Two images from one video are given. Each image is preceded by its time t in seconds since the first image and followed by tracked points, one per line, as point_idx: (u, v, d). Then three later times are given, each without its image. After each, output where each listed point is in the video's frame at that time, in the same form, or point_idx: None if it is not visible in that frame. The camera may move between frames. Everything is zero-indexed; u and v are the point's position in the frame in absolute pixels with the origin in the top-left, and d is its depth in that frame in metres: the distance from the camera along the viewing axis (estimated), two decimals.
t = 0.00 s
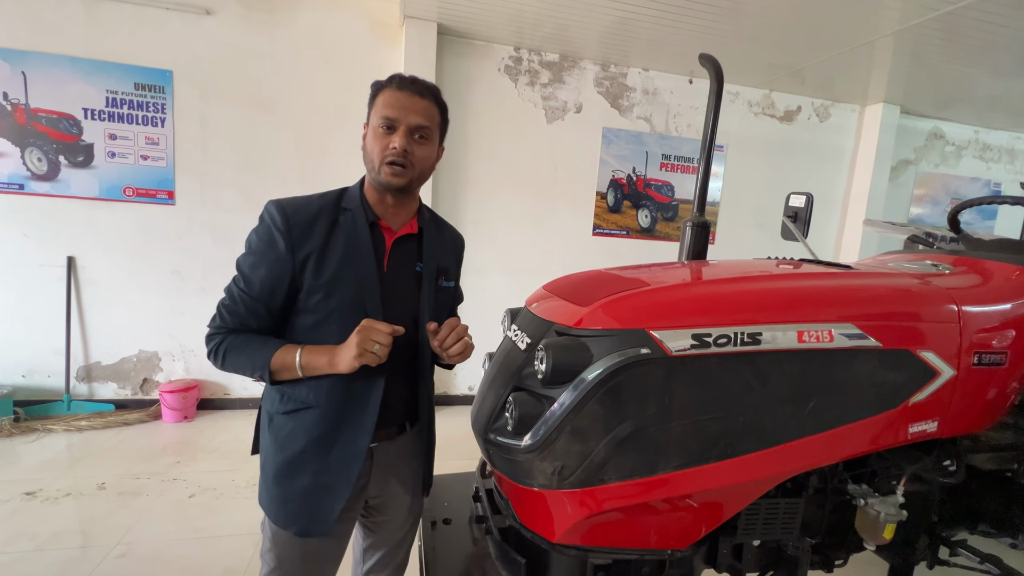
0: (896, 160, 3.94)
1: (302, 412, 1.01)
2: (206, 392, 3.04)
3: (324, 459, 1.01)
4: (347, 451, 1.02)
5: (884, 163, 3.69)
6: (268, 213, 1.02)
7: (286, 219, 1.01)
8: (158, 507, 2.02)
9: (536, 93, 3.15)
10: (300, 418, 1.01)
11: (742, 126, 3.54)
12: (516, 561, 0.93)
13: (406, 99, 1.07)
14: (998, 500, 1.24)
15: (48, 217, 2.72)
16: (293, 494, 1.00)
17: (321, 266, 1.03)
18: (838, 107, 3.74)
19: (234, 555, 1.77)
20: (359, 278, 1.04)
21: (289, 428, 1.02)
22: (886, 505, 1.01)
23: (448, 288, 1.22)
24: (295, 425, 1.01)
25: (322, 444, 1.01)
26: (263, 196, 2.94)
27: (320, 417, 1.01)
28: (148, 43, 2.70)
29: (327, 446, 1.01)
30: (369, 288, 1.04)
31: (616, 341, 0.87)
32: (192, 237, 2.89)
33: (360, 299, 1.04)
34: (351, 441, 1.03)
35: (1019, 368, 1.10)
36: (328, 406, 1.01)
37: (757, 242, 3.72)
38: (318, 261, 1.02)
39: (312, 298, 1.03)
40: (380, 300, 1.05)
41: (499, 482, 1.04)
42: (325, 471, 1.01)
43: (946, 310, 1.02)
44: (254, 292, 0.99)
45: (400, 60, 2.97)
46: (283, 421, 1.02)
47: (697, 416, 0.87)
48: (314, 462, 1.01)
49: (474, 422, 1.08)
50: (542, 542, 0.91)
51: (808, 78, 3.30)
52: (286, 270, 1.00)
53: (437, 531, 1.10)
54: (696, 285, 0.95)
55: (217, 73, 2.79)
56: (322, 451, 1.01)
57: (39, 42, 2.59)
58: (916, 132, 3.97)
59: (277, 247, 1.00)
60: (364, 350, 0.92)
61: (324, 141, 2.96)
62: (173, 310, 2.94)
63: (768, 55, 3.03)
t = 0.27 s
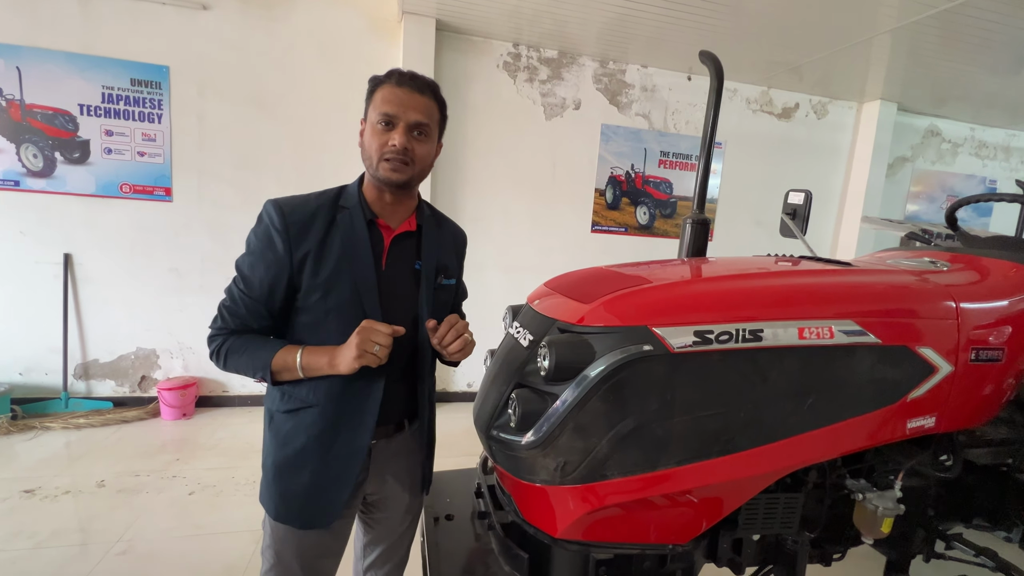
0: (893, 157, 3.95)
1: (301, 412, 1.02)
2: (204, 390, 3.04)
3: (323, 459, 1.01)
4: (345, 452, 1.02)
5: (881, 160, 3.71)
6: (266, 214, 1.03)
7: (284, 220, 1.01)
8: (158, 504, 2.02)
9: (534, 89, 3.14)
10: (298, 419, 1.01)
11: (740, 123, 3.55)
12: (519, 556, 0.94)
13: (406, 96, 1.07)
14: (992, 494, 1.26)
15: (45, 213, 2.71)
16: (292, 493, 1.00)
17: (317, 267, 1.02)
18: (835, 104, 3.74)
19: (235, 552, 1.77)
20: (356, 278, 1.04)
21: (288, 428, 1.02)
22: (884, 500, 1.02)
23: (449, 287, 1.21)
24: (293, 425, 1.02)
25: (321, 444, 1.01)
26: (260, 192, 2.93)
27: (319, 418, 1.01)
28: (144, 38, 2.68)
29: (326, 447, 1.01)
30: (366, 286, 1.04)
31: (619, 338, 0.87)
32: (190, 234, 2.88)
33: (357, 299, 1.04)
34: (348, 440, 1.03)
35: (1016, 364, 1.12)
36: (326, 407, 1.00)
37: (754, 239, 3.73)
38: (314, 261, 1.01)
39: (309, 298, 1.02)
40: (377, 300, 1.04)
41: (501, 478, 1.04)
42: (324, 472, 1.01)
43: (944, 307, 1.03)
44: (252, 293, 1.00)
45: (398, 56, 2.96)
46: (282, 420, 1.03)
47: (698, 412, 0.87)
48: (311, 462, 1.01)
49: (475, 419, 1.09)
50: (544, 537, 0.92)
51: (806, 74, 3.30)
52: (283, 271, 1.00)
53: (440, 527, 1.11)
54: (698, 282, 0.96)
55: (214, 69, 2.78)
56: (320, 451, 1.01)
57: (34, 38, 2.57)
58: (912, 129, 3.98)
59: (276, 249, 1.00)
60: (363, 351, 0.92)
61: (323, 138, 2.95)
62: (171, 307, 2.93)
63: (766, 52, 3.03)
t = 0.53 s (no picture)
0: (891, 154, 3.96)
1: (304, 416, 1.01)
2: (204, 387, 3.03)
3: (328, 462, 1.01)
4: (352, 452, 1.03)
5: (880, 157, 3.72)
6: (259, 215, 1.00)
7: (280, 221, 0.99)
8: (159, 502, 2.02)
9: (534, 86, 3.14)
10: (301, 423, 1.01)
11: (739, 120, 3.55)
12: (523, 552, 0.94)
13: (400, 90, 1.06)
14: (991, 488, 1.27)
15: (42, 211, 2.69)
16: (299, 498, 1.00)
17: (318, 268, 1.02)
18: (834, 101, 3.75)
19: (237, 550, 1.77)
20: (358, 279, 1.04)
21: (291, 432, 1.01)
22: (885, 495, 1.02)
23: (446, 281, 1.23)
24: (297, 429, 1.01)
25: (326, 446, 1.01)
26: (259, 190, 2.92)
27: (323, 420, 1.00)
28: (141, 34, 2.66)
29: (331, 449, 1.01)
30: (368, 285, 1.04)
31: (623, 335, 0.88)
32: (188, 231, 2.87)
33: (359, 300, 1.04)
34: (354, 440, 1.03)
35: (1016, 360, 1.12)
36: (330, 409, 1.00)
37: (753, 236, 3.74)
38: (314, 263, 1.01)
39: (310, 299, 1.02)
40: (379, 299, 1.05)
41: (504, 474, 1.05)
42: (331, 475, 1.01)
43: (945, 304, 1.04)
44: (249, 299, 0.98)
45: (397, 52, 2.95)
46: (284, 425, 1.01)
47: (701, 409, 0.88)
48: (316, 464, 1.00)
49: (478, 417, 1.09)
50: (548, 533, 0.92)
51: (805, 71, 3.31)
52: (283, 274, 0.99)
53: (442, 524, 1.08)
54: (700, 279, 0.96)
55: (211, 65, 2.76)
56: (324, 454, 1.01)
57: (30, 34, 2.55)
58: (911, 126, 3.99)
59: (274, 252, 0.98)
60: (376, 356, 0.92)
61: (321, 135, 2.94)
62: (170, 305, 2.92)
63: (765, 49, 3.03)
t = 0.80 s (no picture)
0: (889, 150, 3.97)
1: (311, 422, 0.99)
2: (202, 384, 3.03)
3: (340, 463, 1.01)
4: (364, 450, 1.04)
5: (877, 153, 3.73)
6: (247, 218, 0.92)
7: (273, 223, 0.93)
8: (159, 499, 2.02)
9: (532, 81, 3.13)
10: (309, 429, 0.98)
11: (738, 116, 3.56)
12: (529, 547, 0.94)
13: (419, 91, 0.99)
14: (990, 481, 1.27)
15: (37, 207, 2.67)
16: (314, 503, 1.00)
17: (318, 267, 0.97)
18: (832, 96, 3.75)
19: (238, 546, 1.77)
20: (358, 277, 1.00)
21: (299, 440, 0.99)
22: (885, 488, 1.03)
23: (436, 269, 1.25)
24: (305, 436, 0.99)
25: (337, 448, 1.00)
26: (257, 185, 2.90)
27: (332, 423, 0.99)
28: (136, 28, 2.64)
29: (342, 450, 1.01)
30: (368, 278, 1.01)
31: (628, 330, 0.88)
32: (186, 227, 2.85)
33: (361, 298, 1.01)
34: (365, 440, 1.04)
35: (1015, 354, 1.13)
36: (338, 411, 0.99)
37: (751, 231, 3.75)
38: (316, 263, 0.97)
39: (310, 302, 0.97)
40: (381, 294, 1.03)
41: (507, 469, 1.05)
42: (344, 475, 1.02)
43: (946, 298, 1.04)
44: (249, 312, 0.91)
45: (395, 47, 2.94)
46: (289, 433, 0.98)
47: (705, 404, 0.88)
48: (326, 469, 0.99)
49: (483, 413, 1.09)
50: (553, 528, 0.93)
51: (803, 67, 3.31)
52: (282, 279, 0.93)
53: (447, 520, 1.09)
54: (703, 275, 0.96)
55: (208, 60, 2.74)
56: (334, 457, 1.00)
57: (23, 27, 2.52)
58: (908, 122, 4.00)
59: (272, 257, 0.92)
60: (412, 400, 0.90)
61: (320, 131, 2.93)
62: (167, 301, 2.91)
63: (764, 44, 3.03)
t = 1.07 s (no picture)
0: (891, 143, 3.96)
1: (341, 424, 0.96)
2: (204, 377, 3.02)
3: (360, 457, 1.02)
4: (381, 442, 1.05)
5: (880, 145, 3.72)
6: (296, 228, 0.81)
7: (321, 228, 0.84)
8: (164, 491, 2.02)
9: (534, 73, 3.11)
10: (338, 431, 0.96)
11: (740, 108, 3.54)
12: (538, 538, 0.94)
13: (427, 80, 0.91)
14: (994, 472, 1.27)
15: (36, 199, 2.65)
16: (338, 499, 1.00)
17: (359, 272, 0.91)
18: (835, 88, 3.73)
19: (244, 538, 1.78)
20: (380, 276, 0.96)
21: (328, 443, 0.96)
22: (892, 478, 1.03)
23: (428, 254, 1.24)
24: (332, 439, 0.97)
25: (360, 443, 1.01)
26: (258, 178, 2.89)
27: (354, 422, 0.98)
28: (134, 18, 2.61)
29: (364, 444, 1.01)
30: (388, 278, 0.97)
31: (637, 321, 0.88)
32: (187, 220, 2.84)
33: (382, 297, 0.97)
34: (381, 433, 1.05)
35: (1022, 346, 1.13)
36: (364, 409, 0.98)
37: (753, 224, 3.75)
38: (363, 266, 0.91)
39: (350, 308, 0.91)
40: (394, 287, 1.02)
41: (515, 461, 1.05)
42: (362, 468, 1.02)
43: (955, 289, 1.04)
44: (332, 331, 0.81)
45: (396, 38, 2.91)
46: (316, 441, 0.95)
47: (715, 394, 0.88)
48: (350, 464, 1.00)
49: (490, 405, 1.09)
50: (561, 518, 0.93)
51: (807, 58, 3.29)
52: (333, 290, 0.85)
53: (455, 510, 1.08)
54: (713, 266, 0.96)
55: (207, 50, 2.71)
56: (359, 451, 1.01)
57: (20, 17, 2.49)
58: (911, 114, 3.99)
59: (329, 266, 0.84)
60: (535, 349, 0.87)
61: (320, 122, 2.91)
62: (168, 295, 2.90)
63: (768, 36, 3.01)
